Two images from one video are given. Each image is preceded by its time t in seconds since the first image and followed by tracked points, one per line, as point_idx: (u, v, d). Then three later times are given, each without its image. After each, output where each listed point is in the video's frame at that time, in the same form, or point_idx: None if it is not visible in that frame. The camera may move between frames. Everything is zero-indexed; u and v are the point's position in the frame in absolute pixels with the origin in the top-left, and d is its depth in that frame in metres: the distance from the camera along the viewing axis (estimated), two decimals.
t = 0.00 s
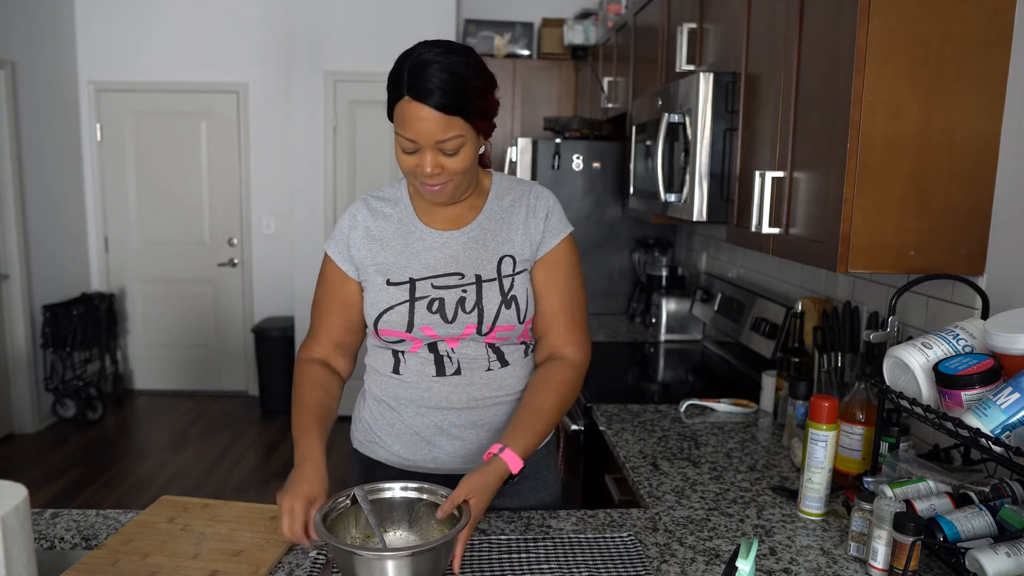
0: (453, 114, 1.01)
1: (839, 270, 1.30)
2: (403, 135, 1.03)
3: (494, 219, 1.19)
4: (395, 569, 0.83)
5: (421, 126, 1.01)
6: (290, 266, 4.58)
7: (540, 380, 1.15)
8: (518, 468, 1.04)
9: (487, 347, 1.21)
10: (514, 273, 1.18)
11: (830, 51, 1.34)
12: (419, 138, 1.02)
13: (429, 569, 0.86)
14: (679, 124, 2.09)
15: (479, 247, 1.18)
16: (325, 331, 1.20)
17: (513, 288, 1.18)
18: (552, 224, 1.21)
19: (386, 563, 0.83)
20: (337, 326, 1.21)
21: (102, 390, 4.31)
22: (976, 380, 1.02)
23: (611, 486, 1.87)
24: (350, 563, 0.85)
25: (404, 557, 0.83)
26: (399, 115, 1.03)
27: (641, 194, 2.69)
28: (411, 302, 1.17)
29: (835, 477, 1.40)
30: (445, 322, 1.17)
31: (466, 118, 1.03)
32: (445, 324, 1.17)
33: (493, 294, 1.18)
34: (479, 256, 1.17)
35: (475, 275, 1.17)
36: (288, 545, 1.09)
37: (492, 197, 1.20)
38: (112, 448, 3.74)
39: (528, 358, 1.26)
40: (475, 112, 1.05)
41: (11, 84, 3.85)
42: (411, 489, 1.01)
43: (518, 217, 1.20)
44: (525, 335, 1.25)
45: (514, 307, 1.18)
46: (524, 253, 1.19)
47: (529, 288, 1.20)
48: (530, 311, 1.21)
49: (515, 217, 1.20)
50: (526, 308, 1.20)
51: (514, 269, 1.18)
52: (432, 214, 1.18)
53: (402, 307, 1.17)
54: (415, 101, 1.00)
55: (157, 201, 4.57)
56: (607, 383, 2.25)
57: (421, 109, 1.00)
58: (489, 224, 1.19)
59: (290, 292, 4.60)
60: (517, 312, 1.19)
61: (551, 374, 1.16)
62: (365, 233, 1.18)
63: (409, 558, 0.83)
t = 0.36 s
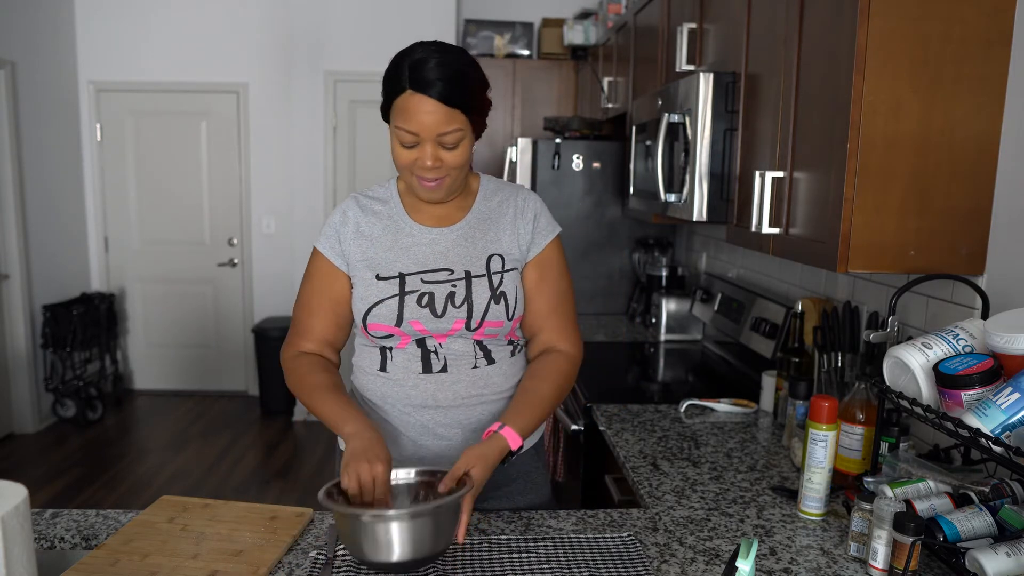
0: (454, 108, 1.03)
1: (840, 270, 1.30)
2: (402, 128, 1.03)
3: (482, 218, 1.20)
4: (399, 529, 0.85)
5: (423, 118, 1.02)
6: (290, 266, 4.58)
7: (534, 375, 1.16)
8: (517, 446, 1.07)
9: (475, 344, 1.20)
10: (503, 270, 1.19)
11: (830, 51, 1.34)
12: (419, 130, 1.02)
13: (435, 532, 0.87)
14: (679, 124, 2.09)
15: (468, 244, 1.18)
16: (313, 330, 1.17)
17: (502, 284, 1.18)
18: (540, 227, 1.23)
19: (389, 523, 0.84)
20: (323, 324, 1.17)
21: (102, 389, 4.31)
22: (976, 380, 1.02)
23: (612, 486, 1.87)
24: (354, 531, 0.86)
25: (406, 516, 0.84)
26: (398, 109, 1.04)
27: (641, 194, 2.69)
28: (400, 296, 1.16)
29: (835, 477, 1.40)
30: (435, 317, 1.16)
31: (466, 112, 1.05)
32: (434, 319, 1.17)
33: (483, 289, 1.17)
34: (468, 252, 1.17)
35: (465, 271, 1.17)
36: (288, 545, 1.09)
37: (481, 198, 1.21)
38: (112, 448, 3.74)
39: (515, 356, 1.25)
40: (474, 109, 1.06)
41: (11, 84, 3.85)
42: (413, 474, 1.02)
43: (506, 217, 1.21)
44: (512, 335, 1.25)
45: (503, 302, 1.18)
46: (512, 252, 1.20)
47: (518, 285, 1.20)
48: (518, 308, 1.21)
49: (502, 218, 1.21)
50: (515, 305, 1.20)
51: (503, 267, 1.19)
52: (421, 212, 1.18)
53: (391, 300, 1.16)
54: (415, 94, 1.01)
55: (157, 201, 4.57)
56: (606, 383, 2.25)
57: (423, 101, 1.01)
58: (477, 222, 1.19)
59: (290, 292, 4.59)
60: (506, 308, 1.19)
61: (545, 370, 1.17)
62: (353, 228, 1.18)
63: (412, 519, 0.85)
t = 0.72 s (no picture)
0: (459, 100, 1.09)
1: (840, 270, 1.30)
2: (411, 118, 1.08)
3: (477, 214, 1.25)
4: (435, 478, 0.95)
5: (431, 108, 1.07)
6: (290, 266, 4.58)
7: (540, 358, 1.24)
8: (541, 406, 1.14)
9: (477, 340, 1.24)
10: (503, 264, 1.24)
11: (830, 50, 1.34)
12: (428, 119, 1.07)
13: (468, 481, 0.98)
14: (679, 124, 2.09)
15: (467, 239, 1.23)
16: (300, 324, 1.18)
17: (504, 277, 1.24)
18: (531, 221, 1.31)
19: (425, 472, 0.95)
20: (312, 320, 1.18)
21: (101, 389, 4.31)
22: (976, 380, 1.02)
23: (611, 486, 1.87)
24: (395, 487, 0.97)
25: (440, 464, 0.95)
26: (405, 101, 1.09)
27: (641, 194, 2.69)
28: (405, 291, 1.19)
29: (835, 477, 1.40)
30: (440, 311, 1.19)
31: (468, 106, 1.11)
32: (439, 313, 1.20)
33: (486, 283, 1.22)
34: (469, 247, 1.22)
35: (467, 265, 1.21)
36: (287, 545, 1.09)
37: (473, 194, 1.27)
38: (112, 448, 3.74)
39: (511, 350, 1.29)
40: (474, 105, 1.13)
41: (11, 84, 3.85)
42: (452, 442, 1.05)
43: (500, 214, 1.28)
44: (507, 329, 1.28)
45: (506, 295, 1.23)
46: (509, 246, 1.26)
47: (517, 278, 1.26)
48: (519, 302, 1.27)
49: (495, 213, 1.27)
50: (515, 298, 1.25)
51: (503, 261, 1.24)
52: (416, 207, 1.21)
53: (397, 296, 1.18)
54: (425, 85, 1.07)
55: (157, 201, 4.57)
56: (606, 383, 2.25)
57: (432, 92, 1.07)
58: (472, 217, 1.25)
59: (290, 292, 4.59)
60: (508, 301, 1.24)
61: (549, 354, 1.25)
62: (349, 227, 1.19)
63: (445, 467, 0.95)
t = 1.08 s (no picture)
0: (477, 101, 1.12)
1: (839, 270, 1.30)
2: (431, 118, 1.10)
3: (492, 216, 1.27)
4: (448, 444, 0.96)
5: (451, 108, 1.10)
6: (290, 266, 4.58)
7: (556, 356, 1.28)
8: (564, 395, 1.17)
9: (494, 342, 1.26)
10: (519, 266, 1.26)
11: (830, 50, 1.34)
12: (448, 120, 1.10)
13: (484, 447, 0.98)
14: (679, 124, 2.09)
15: (484, 241, 1.24)
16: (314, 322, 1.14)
17: (521, 280, 1.26)
18: (542, 223, 1.33)
19: (439, 438, 0.96)
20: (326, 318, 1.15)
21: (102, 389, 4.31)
22: (976, 380, 1.02)
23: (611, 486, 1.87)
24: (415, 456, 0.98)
25: (452, 429, 0.95)
26: (424, 101, 1.11)
27: (641, 194, 2.69)
28: (425, 292, 1.19)
29: (834, 477, 1.40)
30: (460, 313, 1.20)
31: (486, 106, 1.14)
32: (459, 314, 1.21)
33: (504, 285, 1.24)
34: (485, 249, 1.24)
35: (485, 267, 1.23)
36: (287, 545, 1.09)
37: (486, 197, 1.29)
38: (113, 448, 3.74)
39: (523, 351, 1.32)
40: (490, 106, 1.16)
41: (11, 84, 3.85)
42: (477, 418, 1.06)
43: (514, 216, 1.30)
44: (520, 329, 1.30)
45: (524, 297, 1.26)
46: (524, 249, 1.28)
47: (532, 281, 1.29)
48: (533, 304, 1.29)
49: (509, 216, 1.29)
50: (531, 299, 1.28)
51: (519, 264, 1.26)
52: (432, 206, 1.22)
53: (416, 297, 1.19)
54: (443, 86, 1.10)
55: (156, 201, 4.57)
56: (606, 383, 2.25)
57: (451, 93, 1.10)
58: (487, 219, 1.26)
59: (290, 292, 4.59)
60: (525, 303, 1.27)
61: (563, 352, 1.28)
62: (366, 226, 1.19)
63: (459, 431, 0.96)
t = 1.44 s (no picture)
0: (518, 99, 1.13)
1: (839, 270, 1.30)
2: (470, 112, 1.10)
3: (520, 216, 1.28)
4: (498, 438, 0.95)
5: (492, 104, 1.10)
6: (290, 266, 4.58)
7: (584, 355, 1.29)
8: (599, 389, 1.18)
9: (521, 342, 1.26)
10: (548, 267, 1.27)
11: (830, 51, 1.34)
12: (487, 114, 1.10)
13: (535, 437, 0.97)
14: (679, 124, 2.09)
15: (513, 240, 1.25)
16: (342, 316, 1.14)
17: (550, 280, 1.26)
18: (569, 224, 1.34)
19: (488, 432, 0.95)
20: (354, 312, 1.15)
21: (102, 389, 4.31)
22: (976, 380, 1.02)
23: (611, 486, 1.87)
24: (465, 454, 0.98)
25: (501, 422, 0.95)
26: (464, 95, 1.11)
27: (641, 194, 2.69)
28: (455, 291, 1.19)
29: (834, 477, 1.40)
30: (489, 312, 1.21)
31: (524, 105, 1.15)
32: (487, 314, 1.21)
33: (533, 285, 1.24)
34: (514, 248, 1.24)
35: (514, 266, 1.23)
36: (287, 546, 1.09)
37: (514, 196, 1.30)
38: (113, 448, 3.74)
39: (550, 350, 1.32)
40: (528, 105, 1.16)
41: (11, 85, 3.85)
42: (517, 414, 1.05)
43: (541, 216, 1.31)
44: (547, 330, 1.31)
45: (552, 297, 1.26)
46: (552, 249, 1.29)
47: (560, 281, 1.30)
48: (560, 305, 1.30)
49: (536, 216, 1.30)
50: (559, 300, 1.29)
51: (548, 264, 1.27)
52: (463, 204, 1.23)
53: (446, 296, 1.19)
54: (486, 81, 1.10)
55: (156, 201, 4.57)
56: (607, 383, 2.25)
57: (493, 88, 1.11)
58: (515, 219, 1.27)
59: (290, 292, 4.60)
60: (553, 303, 1.27)
61: (592, 350, 1.29)
62: (395, 222, 1.19)
63: (509, 424, 0.95)
